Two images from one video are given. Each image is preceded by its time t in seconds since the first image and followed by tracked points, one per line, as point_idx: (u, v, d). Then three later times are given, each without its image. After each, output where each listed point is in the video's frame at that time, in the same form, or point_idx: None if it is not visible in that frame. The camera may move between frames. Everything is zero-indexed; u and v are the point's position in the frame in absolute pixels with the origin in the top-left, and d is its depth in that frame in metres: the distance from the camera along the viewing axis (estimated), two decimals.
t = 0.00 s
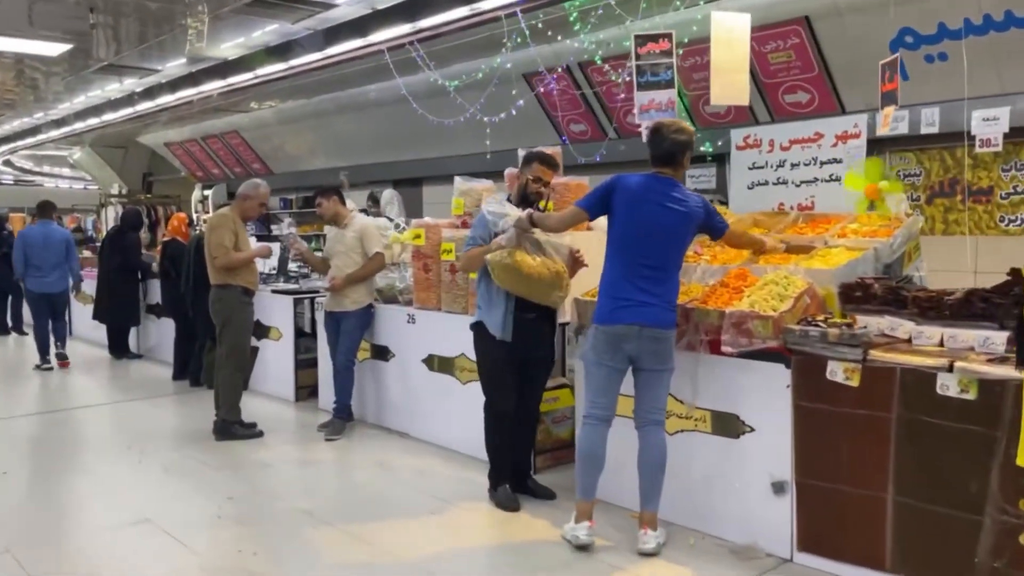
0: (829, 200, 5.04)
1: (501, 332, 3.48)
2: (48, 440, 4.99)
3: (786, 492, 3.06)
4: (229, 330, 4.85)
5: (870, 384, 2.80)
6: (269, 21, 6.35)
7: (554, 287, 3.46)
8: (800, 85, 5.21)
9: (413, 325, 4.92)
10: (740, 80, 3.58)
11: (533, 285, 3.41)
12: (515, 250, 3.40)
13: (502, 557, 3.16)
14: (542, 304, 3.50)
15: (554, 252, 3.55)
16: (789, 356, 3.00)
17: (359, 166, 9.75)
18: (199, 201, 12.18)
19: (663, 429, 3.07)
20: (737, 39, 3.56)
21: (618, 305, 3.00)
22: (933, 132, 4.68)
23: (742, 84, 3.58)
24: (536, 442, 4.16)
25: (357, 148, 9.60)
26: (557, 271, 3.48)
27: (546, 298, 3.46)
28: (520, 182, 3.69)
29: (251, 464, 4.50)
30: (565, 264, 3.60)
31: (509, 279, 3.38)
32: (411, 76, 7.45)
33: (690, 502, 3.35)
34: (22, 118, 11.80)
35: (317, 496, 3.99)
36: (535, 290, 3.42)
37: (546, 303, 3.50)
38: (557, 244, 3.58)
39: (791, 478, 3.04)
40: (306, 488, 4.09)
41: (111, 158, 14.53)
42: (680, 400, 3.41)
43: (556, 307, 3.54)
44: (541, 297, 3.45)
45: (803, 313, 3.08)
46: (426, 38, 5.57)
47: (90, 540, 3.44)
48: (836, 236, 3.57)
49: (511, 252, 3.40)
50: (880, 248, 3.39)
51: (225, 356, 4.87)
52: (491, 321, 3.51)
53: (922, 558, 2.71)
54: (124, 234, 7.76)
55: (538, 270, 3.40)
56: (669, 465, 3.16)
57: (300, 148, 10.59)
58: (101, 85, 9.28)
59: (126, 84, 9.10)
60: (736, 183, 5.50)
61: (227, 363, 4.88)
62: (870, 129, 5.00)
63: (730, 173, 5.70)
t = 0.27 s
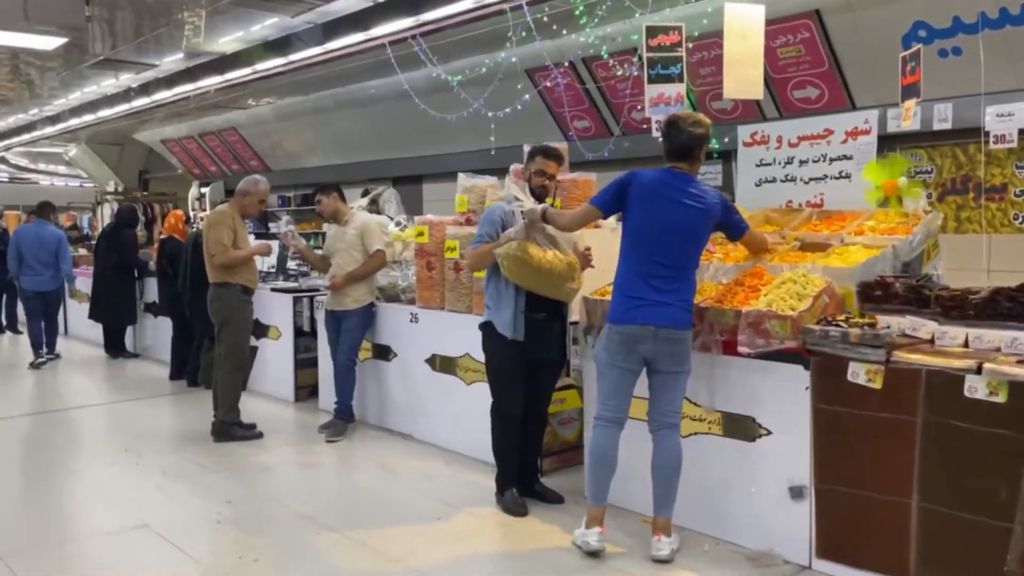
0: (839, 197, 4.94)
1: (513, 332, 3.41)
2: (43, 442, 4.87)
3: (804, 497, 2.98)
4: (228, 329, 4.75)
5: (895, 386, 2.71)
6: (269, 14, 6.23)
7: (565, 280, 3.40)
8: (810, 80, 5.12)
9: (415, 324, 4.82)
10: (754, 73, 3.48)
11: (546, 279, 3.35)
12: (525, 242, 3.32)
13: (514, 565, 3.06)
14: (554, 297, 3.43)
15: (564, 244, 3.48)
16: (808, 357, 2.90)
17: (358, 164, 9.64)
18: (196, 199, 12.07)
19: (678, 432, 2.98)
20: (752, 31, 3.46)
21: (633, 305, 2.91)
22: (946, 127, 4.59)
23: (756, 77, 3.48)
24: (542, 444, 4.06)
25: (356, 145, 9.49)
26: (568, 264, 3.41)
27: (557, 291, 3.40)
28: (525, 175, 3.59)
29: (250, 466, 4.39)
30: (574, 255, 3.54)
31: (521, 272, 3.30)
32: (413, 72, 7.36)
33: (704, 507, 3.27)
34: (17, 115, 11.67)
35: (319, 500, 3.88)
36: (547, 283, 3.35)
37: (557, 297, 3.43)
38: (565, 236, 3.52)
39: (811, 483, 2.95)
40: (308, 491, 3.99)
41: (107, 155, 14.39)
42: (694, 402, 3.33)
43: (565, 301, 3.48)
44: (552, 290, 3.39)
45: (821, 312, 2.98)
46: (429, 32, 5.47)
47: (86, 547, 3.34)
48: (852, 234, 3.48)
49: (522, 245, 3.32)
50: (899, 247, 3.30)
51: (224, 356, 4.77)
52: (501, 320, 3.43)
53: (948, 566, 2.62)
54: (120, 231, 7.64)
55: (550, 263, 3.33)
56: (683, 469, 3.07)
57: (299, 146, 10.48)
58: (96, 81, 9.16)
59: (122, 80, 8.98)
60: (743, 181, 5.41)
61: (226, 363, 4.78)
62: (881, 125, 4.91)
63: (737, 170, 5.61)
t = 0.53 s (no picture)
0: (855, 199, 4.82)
1: (525, 340, 3.31)
2: (38, 450, 4.74)
3: (828, 513, 2.88)
4: (228, 334, 4.62)
5: (928, 397, 2.59)
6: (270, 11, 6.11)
7: (584, 281, 3.30)
8: (824, 80, 5.01)
9: (420, 329, 4.70)
10: (772, 71, 3.36)
11: (562, 282, 3.24)
12: (540, 245, 3.22)
13: None
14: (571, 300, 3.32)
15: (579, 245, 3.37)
16: (834, 367, 2.80)
17: (360, 164, 9.52)
18: (196, 200, 11.94)
19: (699, 445, 2.88)
20: (771, 28, 3.35)
21: (653, 315, 2.80)
22: (965, 128, 4.47)
23: (775, 75, 3.36)
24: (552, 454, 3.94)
25: (358, 146, 9.37)
26: (585, 265, 3.31)
27: (576, 294, 3.30)
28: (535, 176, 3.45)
29: (250, 476, 4.26)
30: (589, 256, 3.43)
31: (537, 277, 3.20)
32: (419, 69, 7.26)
33: (723, 521, 3.17)
34: (14, 115, 11.54)
35: (321, 513, 3.75)
36: (564, 286, 3.25)
37: (575, 299, 3.33)
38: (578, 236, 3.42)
39: (837, 498, 2.84)
40: (310, 502, 3.87)
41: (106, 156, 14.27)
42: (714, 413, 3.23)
43: (582, 302, 3.38)
44: (570, 293, 3.29)
45: (848, 320, 2.86)
46: (434, 30, 5.35)
47: (79, 561, 3.20)
48: (875, 238, 3.36)
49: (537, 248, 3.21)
50: (925, 252, 3.18)
51: (225, 361, 4.65)
52: (513, 327, 3.33)
53: None
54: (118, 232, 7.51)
55: (567, 265, 3.23)
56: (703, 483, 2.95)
57: (299, 146, 10.36)
58: (94, 80, 9.03)
59: (120, 79, 8.85)
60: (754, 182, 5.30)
61: (227, 368, 4.66)
62: (898, 126, 4.80)
63: (748, 172, 5.50)
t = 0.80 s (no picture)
0: (873, 203, 4.72)
1: (541, 350, 3.23)
2: (39, 458, 4.64)
3: (857, 529, 2.76)
4: (234, 340, 4.53)
5: (962, 410, 2.49)
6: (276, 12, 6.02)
7: (602, 292, 3.22)
8: (842, 81, 4.90)
9: (429, 335, 4.60)
10: (796, 70, 3.25)
11: (579, 292, 3.16)
12: (557, 255, 3.14)
13: None
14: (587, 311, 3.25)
15: (597, 253, 3.29)
16: (863, 377, 2.70)
17: (365, 168, 9.44)
18: (200, 204, 11.86)
19: (722, 457, 2.78)
20: (795, 27, 3.25)
21: (677, 325, 2.70)
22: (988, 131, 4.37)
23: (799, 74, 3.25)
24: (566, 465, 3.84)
25: (364, 150, 9.29)
26: (603, 275, 3.22)
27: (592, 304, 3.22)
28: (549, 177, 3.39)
29: (255, 486, 4.16)
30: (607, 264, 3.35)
31: (553, 287, 3.12)
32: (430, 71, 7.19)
33: (746, 536, 3.06)
34: (18, 118, 11.47)
35: (328, 525, 3.65)
36: (581, 296, 3.18)
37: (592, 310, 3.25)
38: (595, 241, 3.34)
39: (866, 514, 2.72)
40: (317, 514, 3.77)
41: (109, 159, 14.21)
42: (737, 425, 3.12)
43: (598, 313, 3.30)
44: (586, 303, 3.21)
45: (876, 328, 2.77)
46: (443, 31, 5.26)
47: None
48: (902, 243, 3.27)
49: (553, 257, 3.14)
50: (954, 257, 3.07)
51: (230, 368, 4.55)
52: (528, 336, 3.24)
53: None
54: (120, 236, 7.45)
55: (584, 274, 3.15)
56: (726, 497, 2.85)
57: (304, 150, 10.28)
58: (99, 82, 8.96)
59: (125, 82, 8.78)
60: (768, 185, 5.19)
61: (232, 375, 4.56)
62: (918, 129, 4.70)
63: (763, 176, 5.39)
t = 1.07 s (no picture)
0: (897, 206, 4.62)
1: (568, 358, 3.15)
2: (50, 467, 4.57)
3: (897, 542, 2.68)
4: (247, 346, 4.45)
5: (1009, 419, 2.37)
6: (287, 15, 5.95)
7: (624, 305, 3.12)
8: (866, 82, 4.86)
9: (445, 342, 4.52)
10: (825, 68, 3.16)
11: (601, 303, 3.06)
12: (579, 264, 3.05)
13: None
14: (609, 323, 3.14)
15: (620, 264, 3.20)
16: (902, 386, 2.60)
17: (375, 173, 9.37)
18: (209, 209, 11.82)
19: (756, 468, 2.72)
20: (825, 24, 3.17)
21: (711, 333, 2.62)
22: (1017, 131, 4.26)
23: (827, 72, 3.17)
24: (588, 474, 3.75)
25: (374, 154, 9.23)
26: (625, 287, 3.12)
27: (614, 317, 3.11)
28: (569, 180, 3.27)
29: (270, 496, 4.08)
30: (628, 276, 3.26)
31: (575, 298, 3.02)
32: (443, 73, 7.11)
33: (779, 549, 2.97)
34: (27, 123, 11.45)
35: (344, 536, 3.56)
36: (603, 308, 3.07)
37: (614, 322, 3.14)
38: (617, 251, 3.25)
39: (906, 527, 2.64)
40: (334, 525, 3.68)
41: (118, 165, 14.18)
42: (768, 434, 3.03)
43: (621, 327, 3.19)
44: (608, 316, 3.11)
45: (914, 333, 2.68)
46: (458, 32, 5.18)
47: None
48: (936, 246, 3.19)
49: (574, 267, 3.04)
50: (991, 260, 3.00)
51: (244, 375, 4.47)
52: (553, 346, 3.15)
53: None
54: (127, 241, 7.37)
55: (606, 285, 3.05)
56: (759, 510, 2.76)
57: (313, 155, 10.22)
58: (108, 87, 8.92)
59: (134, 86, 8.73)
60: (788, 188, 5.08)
61: (245, 383, 4.48)
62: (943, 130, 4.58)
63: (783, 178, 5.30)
